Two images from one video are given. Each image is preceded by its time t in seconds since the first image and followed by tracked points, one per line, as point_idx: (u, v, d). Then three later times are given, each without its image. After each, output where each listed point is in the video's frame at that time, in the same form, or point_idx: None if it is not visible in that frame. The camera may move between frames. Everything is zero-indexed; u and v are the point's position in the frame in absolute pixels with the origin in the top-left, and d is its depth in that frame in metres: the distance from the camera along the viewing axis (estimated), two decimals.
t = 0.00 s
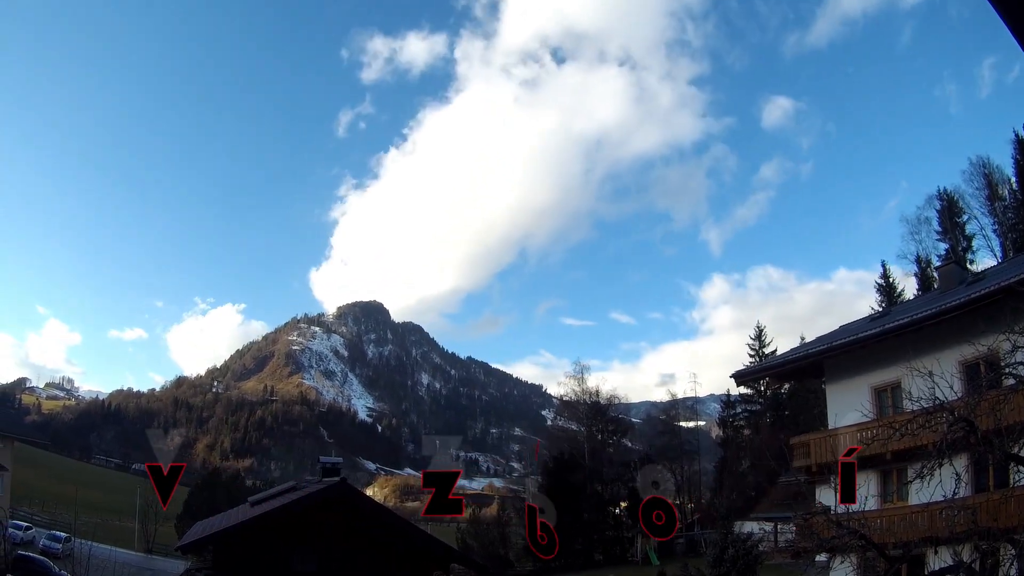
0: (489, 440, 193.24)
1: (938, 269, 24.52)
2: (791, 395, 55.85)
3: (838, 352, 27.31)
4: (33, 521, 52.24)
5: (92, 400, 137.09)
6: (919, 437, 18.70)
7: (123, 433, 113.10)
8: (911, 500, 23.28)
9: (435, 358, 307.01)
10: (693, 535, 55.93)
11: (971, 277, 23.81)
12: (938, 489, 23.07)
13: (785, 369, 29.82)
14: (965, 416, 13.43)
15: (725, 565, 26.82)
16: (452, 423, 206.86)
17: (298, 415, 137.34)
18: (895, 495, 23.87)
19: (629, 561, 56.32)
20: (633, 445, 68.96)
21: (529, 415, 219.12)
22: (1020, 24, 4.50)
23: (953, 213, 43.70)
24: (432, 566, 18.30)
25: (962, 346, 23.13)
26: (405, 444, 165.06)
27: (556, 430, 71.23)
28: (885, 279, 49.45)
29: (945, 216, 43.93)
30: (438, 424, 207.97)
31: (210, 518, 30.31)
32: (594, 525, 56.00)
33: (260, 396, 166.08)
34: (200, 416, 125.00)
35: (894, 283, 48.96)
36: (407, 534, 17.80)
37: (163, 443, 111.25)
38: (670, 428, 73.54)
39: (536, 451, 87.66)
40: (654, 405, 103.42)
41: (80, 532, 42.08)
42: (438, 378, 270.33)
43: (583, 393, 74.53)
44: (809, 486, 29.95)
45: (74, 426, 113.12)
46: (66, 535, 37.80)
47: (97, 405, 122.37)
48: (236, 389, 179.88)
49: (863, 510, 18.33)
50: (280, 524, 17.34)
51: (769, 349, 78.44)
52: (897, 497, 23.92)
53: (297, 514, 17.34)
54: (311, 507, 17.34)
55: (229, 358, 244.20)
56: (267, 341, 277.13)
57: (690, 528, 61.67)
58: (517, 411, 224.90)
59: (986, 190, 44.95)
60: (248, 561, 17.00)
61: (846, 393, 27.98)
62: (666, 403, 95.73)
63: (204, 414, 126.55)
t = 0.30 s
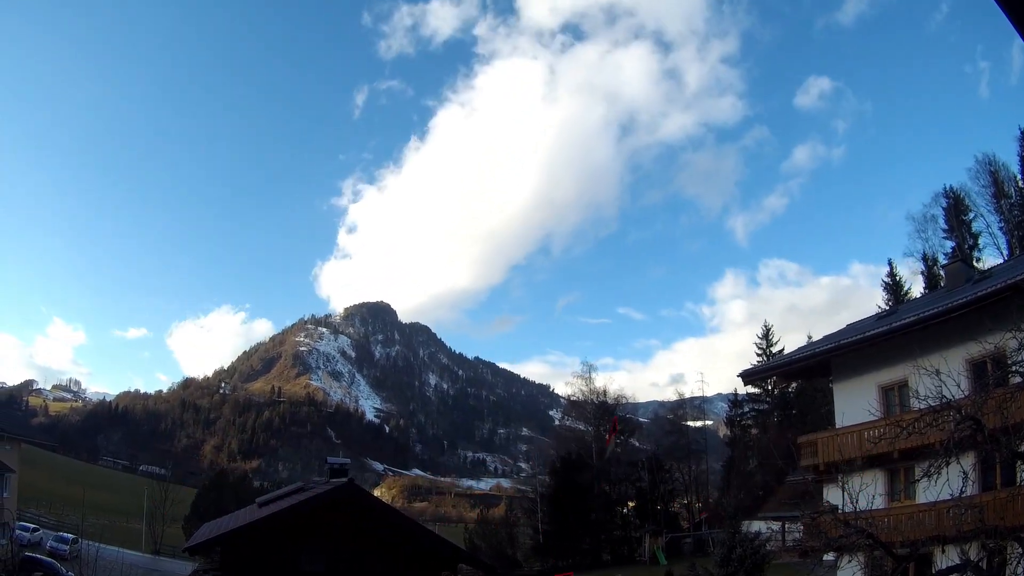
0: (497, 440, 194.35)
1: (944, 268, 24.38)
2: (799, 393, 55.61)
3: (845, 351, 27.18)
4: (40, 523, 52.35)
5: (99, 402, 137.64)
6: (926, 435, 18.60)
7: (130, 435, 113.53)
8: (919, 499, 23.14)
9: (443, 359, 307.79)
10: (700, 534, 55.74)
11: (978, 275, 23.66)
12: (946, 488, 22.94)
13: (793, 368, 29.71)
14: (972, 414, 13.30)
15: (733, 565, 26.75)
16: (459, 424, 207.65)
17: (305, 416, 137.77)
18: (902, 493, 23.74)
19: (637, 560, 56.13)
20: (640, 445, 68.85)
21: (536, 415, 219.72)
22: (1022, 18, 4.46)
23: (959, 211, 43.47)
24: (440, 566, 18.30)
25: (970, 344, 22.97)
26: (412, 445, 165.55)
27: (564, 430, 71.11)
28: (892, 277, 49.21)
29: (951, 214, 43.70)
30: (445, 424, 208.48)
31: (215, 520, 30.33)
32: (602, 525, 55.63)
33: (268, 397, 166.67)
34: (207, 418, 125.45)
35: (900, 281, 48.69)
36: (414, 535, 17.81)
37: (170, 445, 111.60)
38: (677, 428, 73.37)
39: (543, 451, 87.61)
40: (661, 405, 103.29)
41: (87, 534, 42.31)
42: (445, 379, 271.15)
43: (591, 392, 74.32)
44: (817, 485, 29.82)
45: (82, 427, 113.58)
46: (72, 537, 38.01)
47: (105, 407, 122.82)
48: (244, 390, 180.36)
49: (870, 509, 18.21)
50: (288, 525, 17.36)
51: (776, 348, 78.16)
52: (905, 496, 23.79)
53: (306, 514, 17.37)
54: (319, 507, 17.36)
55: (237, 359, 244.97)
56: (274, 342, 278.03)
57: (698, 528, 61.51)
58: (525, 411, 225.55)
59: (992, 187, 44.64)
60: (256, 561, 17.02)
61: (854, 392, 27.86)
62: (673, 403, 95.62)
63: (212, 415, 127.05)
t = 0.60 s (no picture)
0: (505, 440, 194.82)
1: (951, 266, 24.24)
2: (807, 392, 55.34)
3: (853, 350, 27.08)
4: (48, 525, 52.58)
5: (107, 404, 138.31)
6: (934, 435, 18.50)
7: (138, 437, 114.06)
8: (926, 498, 23.03)
9: (451, 359, 308.23)
10: (709, 534, 55.56)
11: (985, 273, 23.53)
12: (954, 487, 22.80)
13: (802, 367, 29.60)
14: (980, 413, 13.21)
15: (741, 564, 26.66)
16: (468, 424, 208.05)
17: (313, 417, 138.16)
18: (910, 492, 23.65)
19: (646, 559, 56.02)
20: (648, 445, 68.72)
21: (544, 415, 219.99)
22: None
23: (966, 209, 43.17)
24: (448, 567, 18.32)
25: (977, 342, 22.83)
26: (420, 446, 165.85)
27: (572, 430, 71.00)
28: (899, 276, 48.92)
29: (958, 211, 43.42)
30: (454, 425, 208.78)
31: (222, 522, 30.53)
32: (611, 525, 55.45)
33: (276, 398, 167.14)
34: (215, 419, 125.93)
35: (908, 280, 48.39)
36: (424, 535, 17.86)
37: (178, 447, 112.03)
38: (685, 427, 73.15)
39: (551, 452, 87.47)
40: (669, 404, 103.11)
41: (95, 536, 42.50)
42: (453, 380, 271.66)
43: (599, 392, 74.07)
44: (825, 484, 29.72)
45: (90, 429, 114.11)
46: (79, 539, 38.23)
47: (112, 409, 123.36)
48: (251, 392, 180.96)
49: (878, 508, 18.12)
50: (297, 526, 17.40)
51: (783, 347, 77.82)
52: (913, 495, 23.67)
53: (315, 516, 17.44)
54: (328, 507, 17.41)
55: (244, 360, 245.79)
56: (282, 344, 278.93)
57: (706, 527, 61.35)
58: (533, 411, 225.86)
59: (999, 185, 44.28)
60: (265, 562, 17.04)
61: (862, 391, 27.74)
62: (681, 403, 95.40)
63: (220, 417, 127.51)
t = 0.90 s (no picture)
0: (513, 440, 195.22)
1: (958, 263, 24.14)
2: (815, 391, 55.15)
3: (860, 348, 26.99)
4: (56, 526, 52.83)
5: (115, 405, 138.82)
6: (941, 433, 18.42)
7: (145, 438, 114.56)
8: (934, 497, 22.90)
9: (458, 360, 308.65)
10: (716, 533, 55.50)
11: (992, 271, 23.41)
12: (961, 485, 22.70)
13: (809, 365, 29.50)
14: (987, 411, 13.13)
15: (749, 563, 26.62)
16: (476, 424, 208.42)
17: (321, 417, 138.55)
18: (918, 491, 23.54)
19: (654, 559, 55.99)
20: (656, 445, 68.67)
21: (552, 415, 220.19)
22: None
23: (973, 206, 42.94)
24: (456, 567, 18.35)
25: (984, 340, 22.73)
26: (428, 446, 166.13)
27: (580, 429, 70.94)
28: (906, 273, 48.74)
29: (964, 209, 43.21)
30: (462, 425, 209.06)
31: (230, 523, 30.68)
32: (619, 525, 55.36)
33: (283, 399, 167.65)
34: (222, 420, 126.41)
35: (915, 277, 48.22)
36: (432, 535, 17.92)
37: (185, 448, 112.52)
38: (693, 426, 73.09)
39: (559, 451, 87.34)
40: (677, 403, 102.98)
41: (102, 538, 42.67)
42: (460, 380, 272.08)
43: (607, 391, 73.90)
44: (833, 483, 29.61)
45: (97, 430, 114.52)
46: (87, 540, 38.38)
47: (119, 410, 123.75)
48: (259, 393, 181.44)
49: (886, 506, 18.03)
50: (304, 527, 17.45)
51: (791, 345, 77.64)
52: (920, 493, 23.60)
53: (323, 517, 17.48)
54: (336, 507, 17.47)
55: (251, 361, 246.42)
56: (290, 345, 279.70)
57: (714, 527, 61.30)
58: (541, 411, 226.09)
59: (1005, 182, 44.10)
60: (273, 562, 17.09)
61: (869, 389, 27.65)
62: (688, 402, 95.26)
63: (227, 418, 127.91)
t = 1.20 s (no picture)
0: (521, 441, 195.50)
1: (965, 262, 24.00)
2: (822, 391, 54.89)
3: (868, 348, 26.87)
4: (64, 528, 53.13)
5: (122, 407, 139.45)
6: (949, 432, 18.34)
7: (153, 440, 115.03)
8: (941, 496, 22.80)
9: (466, 360, 309.14)
10: (724, 533, 55.39)
11: (999, 269, 23.28)
12: (968, 484, 22.58)
13: (817, 365, 29.39)
14: (994, 410, 13.06)
15: (756, 563, 26.54)
16: (483, 425, 208.73)
17: (329, 418, 138.88)
18: (925, 490, 23.45)
19: (661, 559, 55.93)
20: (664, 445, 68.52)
21: (560, 415, 220.35)
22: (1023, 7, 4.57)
23: (979, 204, 42.67)
24: (464, 568, 18.36)
25: (991, 339, 22.60)
26: (436, 447, 166.37)
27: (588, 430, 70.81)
28: (913, 272, 48.50)
29: (971, 208, 42.95)
30: (469, 425, 209.28)
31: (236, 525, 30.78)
32: (626, 525, 55.26)
33: (291, 400, 168.24)
34: (229, 422, 126.84)
35: (922, 276, 47.93)
36: (439, 535, 17.95)
37: (193, 449, 112.97)
38: (700, 426, 72.89)
39: (567, 451, 87.09)
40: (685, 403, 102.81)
41: (109, 538, 42.96)
42: (468, 381, 272.63)
43: (615, 391, 73.69)
44: (840, 483, 29.50)
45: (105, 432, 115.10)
46: (94, 541, 38.60)
47: (127, 412, 124.32)
48: (267, 394, 181.90)
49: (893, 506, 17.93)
50: (313, 528, 17.52)
51: (798, 344, 77.36)
52: (928, 493, 23.49)
53: (333, 518, 17.55)
54: (344, 508, 17.54)
55: (259, 363, 247.36)
56: (297, 346, 280.70)
57: (721, 527, 61.21)
58: (548, 411, 226.32)
59: (1012, 180, 43.75)
60: (281, 561, 17.17)
61: (877, 388, 27.50)
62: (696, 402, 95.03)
63: (235, 420, 128.40)
